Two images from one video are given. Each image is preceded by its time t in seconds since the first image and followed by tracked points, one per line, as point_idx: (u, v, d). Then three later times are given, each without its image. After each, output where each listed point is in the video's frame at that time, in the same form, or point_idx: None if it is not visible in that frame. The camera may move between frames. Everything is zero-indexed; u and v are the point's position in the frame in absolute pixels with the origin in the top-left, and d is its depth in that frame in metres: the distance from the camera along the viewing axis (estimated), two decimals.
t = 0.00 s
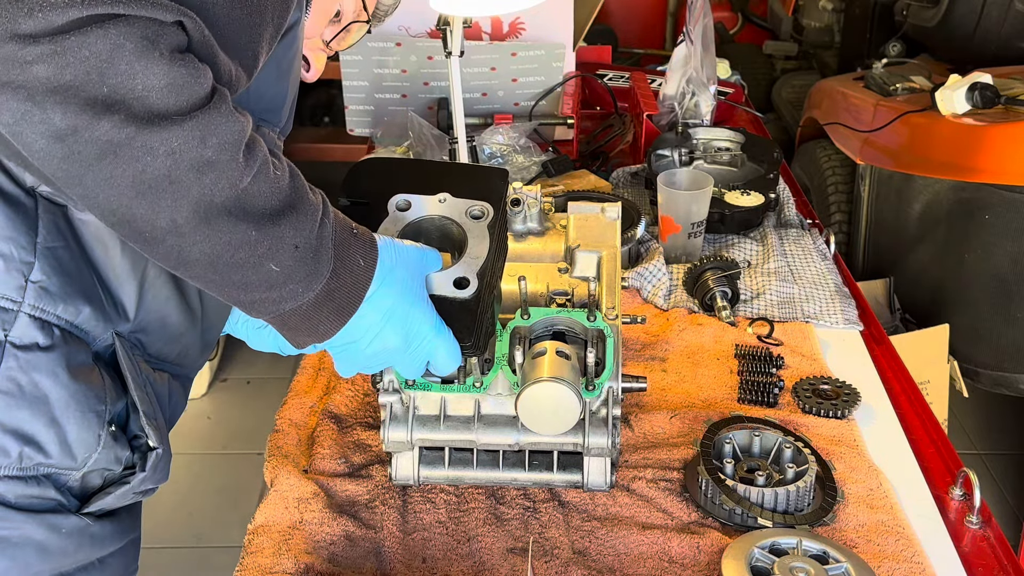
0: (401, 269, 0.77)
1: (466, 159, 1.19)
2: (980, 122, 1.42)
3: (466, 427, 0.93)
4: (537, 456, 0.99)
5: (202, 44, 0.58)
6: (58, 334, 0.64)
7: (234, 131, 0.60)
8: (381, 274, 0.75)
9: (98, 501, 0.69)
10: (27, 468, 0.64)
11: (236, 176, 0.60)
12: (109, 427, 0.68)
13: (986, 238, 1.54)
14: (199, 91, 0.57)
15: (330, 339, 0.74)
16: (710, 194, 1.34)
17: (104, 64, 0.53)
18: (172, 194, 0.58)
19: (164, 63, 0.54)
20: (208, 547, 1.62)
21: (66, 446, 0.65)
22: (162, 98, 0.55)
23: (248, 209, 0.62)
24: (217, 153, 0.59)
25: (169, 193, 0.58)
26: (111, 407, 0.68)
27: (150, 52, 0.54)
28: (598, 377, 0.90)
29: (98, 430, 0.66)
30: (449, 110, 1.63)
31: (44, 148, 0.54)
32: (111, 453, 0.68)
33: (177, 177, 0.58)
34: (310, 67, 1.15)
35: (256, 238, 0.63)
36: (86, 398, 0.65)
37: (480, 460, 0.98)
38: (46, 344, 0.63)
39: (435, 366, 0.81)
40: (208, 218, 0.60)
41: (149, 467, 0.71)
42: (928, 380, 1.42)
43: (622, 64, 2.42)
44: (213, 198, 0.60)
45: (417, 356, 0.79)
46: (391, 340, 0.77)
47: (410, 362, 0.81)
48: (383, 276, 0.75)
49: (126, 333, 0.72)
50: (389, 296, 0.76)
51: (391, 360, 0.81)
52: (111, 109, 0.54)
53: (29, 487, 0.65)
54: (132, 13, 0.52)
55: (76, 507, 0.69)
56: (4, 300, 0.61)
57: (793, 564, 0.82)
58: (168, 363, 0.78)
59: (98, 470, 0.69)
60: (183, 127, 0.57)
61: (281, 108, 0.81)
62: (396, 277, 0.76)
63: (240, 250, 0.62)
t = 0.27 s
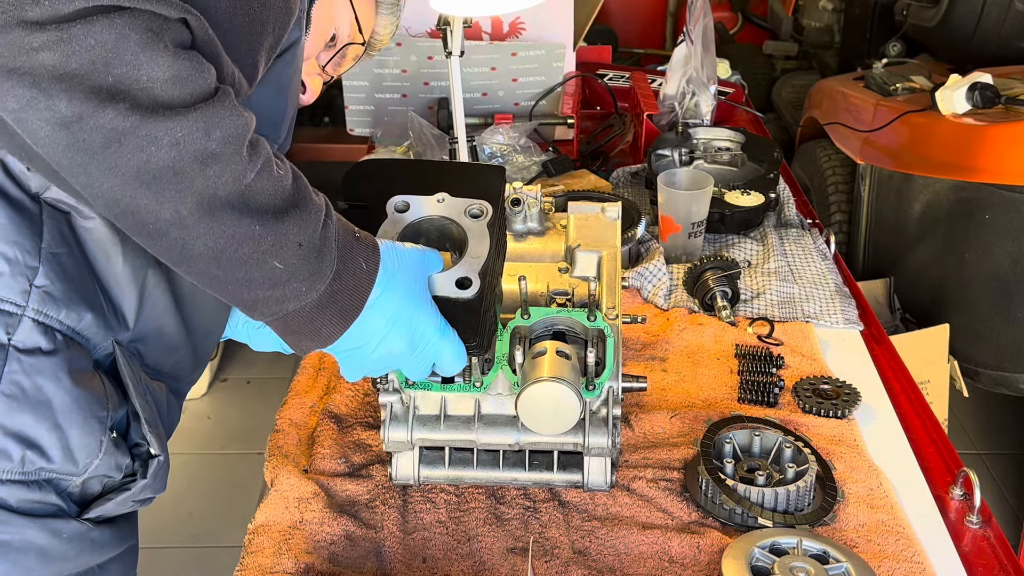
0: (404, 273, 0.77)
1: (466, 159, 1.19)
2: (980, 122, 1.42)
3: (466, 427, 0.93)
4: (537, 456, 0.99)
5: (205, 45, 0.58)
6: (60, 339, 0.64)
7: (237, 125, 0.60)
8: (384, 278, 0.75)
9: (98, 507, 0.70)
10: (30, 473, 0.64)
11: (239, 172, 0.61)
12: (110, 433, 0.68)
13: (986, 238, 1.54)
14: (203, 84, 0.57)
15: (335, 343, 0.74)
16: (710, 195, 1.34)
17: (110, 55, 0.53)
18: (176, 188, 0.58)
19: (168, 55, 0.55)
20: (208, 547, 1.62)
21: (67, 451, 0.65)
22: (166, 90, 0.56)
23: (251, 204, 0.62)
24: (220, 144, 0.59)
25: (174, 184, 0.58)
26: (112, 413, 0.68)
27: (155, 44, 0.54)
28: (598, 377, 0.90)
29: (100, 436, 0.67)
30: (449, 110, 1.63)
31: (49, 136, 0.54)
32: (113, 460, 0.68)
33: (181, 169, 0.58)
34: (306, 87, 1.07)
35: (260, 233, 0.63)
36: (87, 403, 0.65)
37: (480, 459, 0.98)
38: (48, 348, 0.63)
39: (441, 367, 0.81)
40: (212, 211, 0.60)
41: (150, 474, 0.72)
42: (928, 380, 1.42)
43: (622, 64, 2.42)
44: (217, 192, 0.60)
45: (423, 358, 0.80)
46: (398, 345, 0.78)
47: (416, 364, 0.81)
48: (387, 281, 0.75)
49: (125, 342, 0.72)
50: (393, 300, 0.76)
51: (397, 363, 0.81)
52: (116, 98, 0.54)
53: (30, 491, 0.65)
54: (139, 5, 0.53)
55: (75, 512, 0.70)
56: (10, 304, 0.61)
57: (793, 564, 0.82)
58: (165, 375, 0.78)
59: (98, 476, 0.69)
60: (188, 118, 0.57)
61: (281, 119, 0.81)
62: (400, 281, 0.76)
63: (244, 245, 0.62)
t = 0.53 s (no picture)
0: (402, 272, 0.77)
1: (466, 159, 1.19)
2: (981, 122, 1.42)
3: (466, 427, 0.93)
4: (537, 456, 0.99)
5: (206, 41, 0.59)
6: (63, 338, 0.64)
7: (238, 117, 0.60)
8: (383, 277, 0.75)
9: (99, 508, 0.70)
10: (32, 472, 0.64)
11: (239, 165, 0.61)
12: (112, 433, 0.68)
13: (986, 238, 1.54)
14: (203, 75, 0.58)
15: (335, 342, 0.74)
16: (710, 195, 1.34)
17: (111, 43, 0.53)
18: (176, 177, 0.58)
19: (169, 44, 0.55)
20: (208, 547, 1.62)
21: (69, 450, 0.65)
22: (167, 79, 0.56)
23: (251, 196, 0.63)
24: (220, 134, 0.59)
25: (173, 173, 0.58)
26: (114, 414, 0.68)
27: (156, 32, 0.54)
28: (598, 377, 0.90)
29: (102, 436, 0.66)
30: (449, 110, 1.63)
31: (49, 122, 0.54)
32: (115, 460, 0.68)
33: (180, 158, 0.58)
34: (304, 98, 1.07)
35: (260, 224, 0.63)
36: (89, 403, 0.65)
37: (480, 460, 0.98)
38: (52, 348, 0.63)
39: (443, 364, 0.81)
40: (212, 201, 0.60)
41: (151, 475, 0.72)
42: (928, 380, 1.42)
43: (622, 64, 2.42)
44: (216, 182, 0.60)
45: (424, 355, 0.79)
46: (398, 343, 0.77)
47: (417, 363, 0.81)
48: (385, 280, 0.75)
49: (127, 343, 0.72)
50: (392, 299, 0.76)
51: (399, 362, 0.81)
52: (116, 85, 0.54)
53: (32, 490, 0.65)
54: None
55: (75, 513, 0.69)
56: (13, 303, 0.62)
57: (793, 564, 0.82)
58: (165, 378, 0.78)
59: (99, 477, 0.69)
60: (188, 106, 0.57)
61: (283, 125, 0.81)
62: (398, 279, 0.76)
63: (243, 235, 0.62)
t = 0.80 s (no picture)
0: (403, 273, 0.77)
1: (466, 159, 1.19)
2: (980, 123, 1.42)
3: (465, 427, 0.93)
4: (537, 456, 0.99)
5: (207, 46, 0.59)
6: (61, 338, 0.64)
7: (238, 123, 0.60)
8: (383, 278, 0.75)
9: (95, 508, 0.69)
10: (29, 471, 0.64)
11: (239, 169, 0.61)
12: (109, 434, 0.68)
13: (986, 238, 1.54)
14: (204, 81, 0.57)
15: (334, 342, 0.74)
16: (710, 195, 1.34)
17: (113, 50, 0.53)
18: (177, 183, 0.58)
19: (171, 51, 0.55)
20: (208, 547, 1.62)
21: (67, 450, 0.64)
22: (168, 86, 0.56)
23: (250, 200, 0.63)
24: (220, 140, 0.59)
25: (173, 177, 0.58)
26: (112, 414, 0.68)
27: (158, 40, 0.54)
28: (598, 377, 0.90)
29: (100, 436, 0.66)
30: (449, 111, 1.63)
31: (50, 128, 0.54)
32: (111, 461, 0.68)
33: (181, 164, 0.58)
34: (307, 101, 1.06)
35: (259, 228, 0.63)
36: (88, 403, 0.65)
37: (480, 460, 0.98)
38: (49, 347, 0.63)
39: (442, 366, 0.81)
40: (210, 206, 0.60)
41: (148, 476, 0.72)
42: (928, 380, 1.42)
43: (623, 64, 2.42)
44: (215, 187, 0.60)
45: (423, 357, 0.79)
46: (397, 343, 0.77)
47: (416, 364, 0.81)
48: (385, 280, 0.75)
49: (126, 344, 0.71)
50: (391, 301, 0.76)
51: (397, 363, 0.80)
52: (118, 92, 0.54)
53: (28, 490, 0.65)
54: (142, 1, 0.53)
55: (73, 512, 0.69)
56: (12, 302, 0.61)
57: (793, 564, 0.82)
58: (164, 379, 0.77)
59: (96, 477, 0.69)
60: (189, 113, 0.57)
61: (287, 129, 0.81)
62: (398, 280, 0.76)
63: (242, 240, 0.62)
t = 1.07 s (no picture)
0: (403, 271, 0.77)
1: (466, 159, 1.19)
2: (980, 122, 1.42)
3: (465, 427, 0.93)
4: (537, 456, 1.00)
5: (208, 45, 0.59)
6: (64, 335, 0.64)
7: (239, 120, 0.60)
8: (384, 277, 0.75)
9: (97, 504, 0.70)
10: (31, 467, 0.64)
11: (240, 168, 0.61)
12: (111, 430, 0.68)
13: (986, 238, 1.54)
14: (204, 78, 0.57)
15: (334, 341, 0.74)
16: (710, 195, 1.34)
17: (113, 46, 0.53)
18: (178, 183, 0.58)
19: (171, 47, 0.55)
20: (208, 547, 1.62)
21: (68, 446, 0.65)
22: (168, 82, 0.56)
23: (251, 199, 0.63)
24: (221, 138, 0.59)
25: (174, 176, 0.58)
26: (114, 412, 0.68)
27: (158, 35, 0.55)
28: (598, 377, 0.90)
29: (101, 433, 0.66)
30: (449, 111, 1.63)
31: (50, 124, 0.54)
32: (112, 458, 0.68)
33: (181, 161, 0.58)
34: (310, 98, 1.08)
35: (259, 225, 0.63)
36: (89, 400, 0.65)
37: (480, 459, 0.99)
38: (51, 345, 0.63)
39: (442, 364, 0.81)
40: (212, 205, 0.60)
41: (149, 473, 0.71)
42: (928, 380, 1.42)
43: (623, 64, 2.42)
44: (216, 186, 0.60)
45: (423, 355, 0.79)
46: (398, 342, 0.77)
47: (416, 362, 0.81)
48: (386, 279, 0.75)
49: (128, 343, 0.71)
50: (394, 297, 0.76)
51: (397, 362, 0.80)
52: (118, 88, 0.54)
53: (30, 486, 0.65)
54: None
55: (75, 508, 0.69)
56: (13, 300, 0.62)
57: (793, 564, 0.82)
58: (167, 376, 0.77)
59: (97, 474, 0.69)
60: (189, 109, 0.57)
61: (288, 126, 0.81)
62: (399, 278, 0.76)
63: (242, 237, 0.62)
